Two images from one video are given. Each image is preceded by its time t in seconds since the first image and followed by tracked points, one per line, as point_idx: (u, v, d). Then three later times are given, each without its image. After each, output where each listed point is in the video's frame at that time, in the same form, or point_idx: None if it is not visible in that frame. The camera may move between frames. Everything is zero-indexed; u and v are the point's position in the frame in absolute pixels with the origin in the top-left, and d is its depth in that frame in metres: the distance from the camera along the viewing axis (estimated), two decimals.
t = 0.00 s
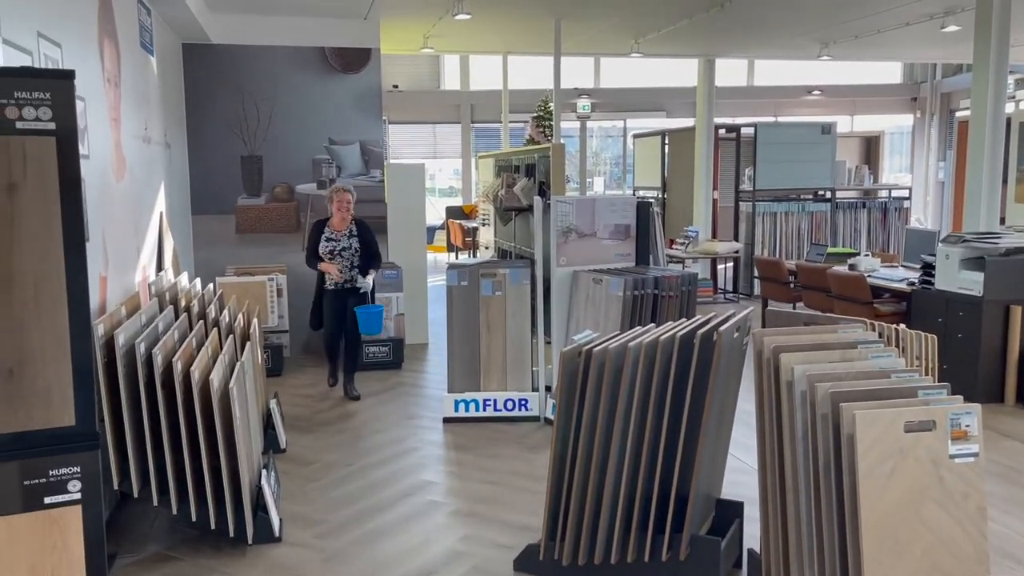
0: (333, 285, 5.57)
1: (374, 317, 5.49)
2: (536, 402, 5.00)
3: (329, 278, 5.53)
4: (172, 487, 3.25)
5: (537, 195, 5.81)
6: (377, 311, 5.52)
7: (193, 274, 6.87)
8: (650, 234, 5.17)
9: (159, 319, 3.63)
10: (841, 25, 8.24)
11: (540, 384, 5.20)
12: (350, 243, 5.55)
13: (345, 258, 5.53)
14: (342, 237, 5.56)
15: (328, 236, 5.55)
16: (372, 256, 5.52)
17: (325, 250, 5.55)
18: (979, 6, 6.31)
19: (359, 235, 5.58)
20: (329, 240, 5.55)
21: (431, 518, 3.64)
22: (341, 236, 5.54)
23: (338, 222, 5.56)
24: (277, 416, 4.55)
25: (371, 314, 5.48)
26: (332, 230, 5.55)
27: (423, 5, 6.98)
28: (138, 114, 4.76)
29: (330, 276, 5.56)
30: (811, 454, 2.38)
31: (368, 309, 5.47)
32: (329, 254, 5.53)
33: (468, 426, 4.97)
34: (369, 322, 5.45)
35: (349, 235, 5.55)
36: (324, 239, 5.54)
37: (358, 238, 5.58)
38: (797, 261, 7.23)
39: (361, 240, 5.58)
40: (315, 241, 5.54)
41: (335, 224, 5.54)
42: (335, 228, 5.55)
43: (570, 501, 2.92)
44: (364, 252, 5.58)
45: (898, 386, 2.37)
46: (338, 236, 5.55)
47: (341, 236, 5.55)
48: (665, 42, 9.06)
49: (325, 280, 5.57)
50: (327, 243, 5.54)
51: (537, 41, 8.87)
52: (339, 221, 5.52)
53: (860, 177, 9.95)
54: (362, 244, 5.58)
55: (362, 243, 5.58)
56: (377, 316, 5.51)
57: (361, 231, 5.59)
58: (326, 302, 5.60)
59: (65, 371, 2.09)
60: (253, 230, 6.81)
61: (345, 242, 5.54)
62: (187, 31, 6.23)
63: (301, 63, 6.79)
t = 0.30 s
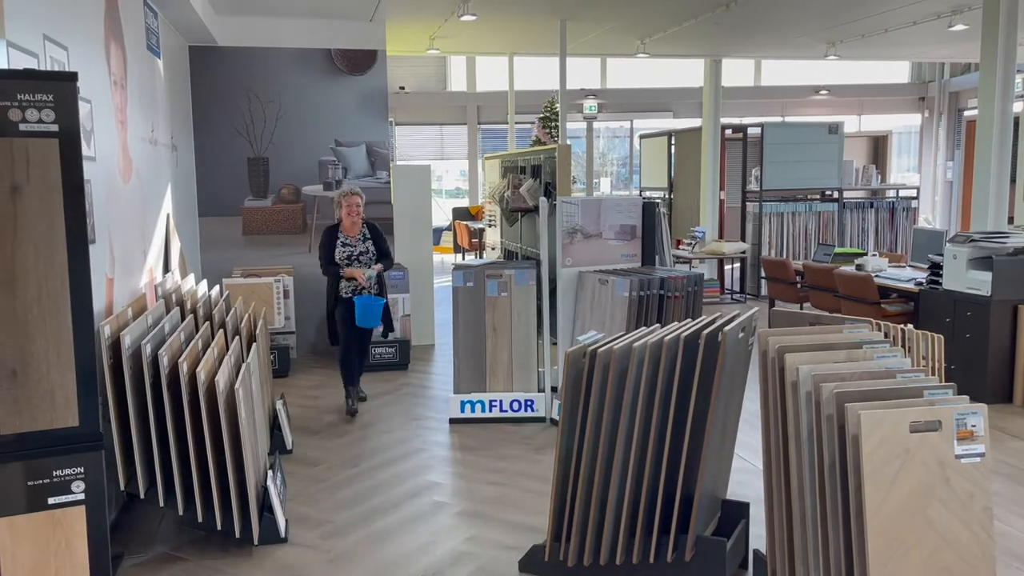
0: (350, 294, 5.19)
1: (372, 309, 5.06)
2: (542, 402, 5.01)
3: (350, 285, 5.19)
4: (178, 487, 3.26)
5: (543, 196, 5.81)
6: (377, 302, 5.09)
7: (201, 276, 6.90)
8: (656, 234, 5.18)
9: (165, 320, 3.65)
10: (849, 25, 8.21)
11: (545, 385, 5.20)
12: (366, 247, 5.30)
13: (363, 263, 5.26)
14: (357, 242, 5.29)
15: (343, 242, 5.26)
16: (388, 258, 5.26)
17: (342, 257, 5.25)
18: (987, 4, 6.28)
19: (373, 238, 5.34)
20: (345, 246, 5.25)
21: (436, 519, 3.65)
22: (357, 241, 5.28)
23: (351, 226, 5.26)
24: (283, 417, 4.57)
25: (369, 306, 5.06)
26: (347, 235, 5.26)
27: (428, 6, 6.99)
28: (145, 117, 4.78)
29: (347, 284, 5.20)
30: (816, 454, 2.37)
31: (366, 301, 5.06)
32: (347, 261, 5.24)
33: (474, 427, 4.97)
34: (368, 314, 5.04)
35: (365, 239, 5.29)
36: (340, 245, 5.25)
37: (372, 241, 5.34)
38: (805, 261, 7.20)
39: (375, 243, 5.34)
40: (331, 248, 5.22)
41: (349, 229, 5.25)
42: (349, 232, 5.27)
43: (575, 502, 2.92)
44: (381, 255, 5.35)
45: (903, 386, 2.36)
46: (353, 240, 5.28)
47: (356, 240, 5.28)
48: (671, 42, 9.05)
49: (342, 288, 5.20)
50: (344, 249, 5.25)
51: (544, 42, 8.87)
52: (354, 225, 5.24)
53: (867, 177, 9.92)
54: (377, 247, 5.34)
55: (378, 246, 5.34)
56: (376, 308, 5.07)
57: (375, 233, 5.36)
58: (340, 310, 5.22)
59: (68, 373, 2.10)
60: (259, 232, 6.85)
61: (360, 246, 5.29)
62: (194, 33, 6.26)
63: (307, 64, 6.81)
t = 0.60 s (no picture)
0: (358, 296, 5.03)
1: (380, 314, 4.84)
2: (544, 402, 5.02)
3: (358, 287, 4.99)
4: (179, 487, 3.27)
5: (545, 195, 5.81)
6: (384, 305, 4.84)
7: (203, 276, 6.90)
8: (658, 233, 5.17)
9: (166, 320, 3.65)
10: (852, 22, 8.18)
11: (548, 384, 5.20)
12: (376, 248, 5.12)
13: (372, 265, 5.09)
14: (366, 242, 5.10)
15: (353, 242, 5.06)
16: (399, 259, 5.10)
17: (351, 257, 5.06)
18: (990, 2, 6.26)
19: (382, 238, 5.17)
20: (354, 246, 5.06)
21: (438, 519, 3.64)
22: (367, 241, 5.09)
23: (360, 226, 5.08)
24: (285, 416, 4.57)
25: (377, 309, 4.82)
26: (356, 234, 5.08)
27: (431, 7, 6.99)
28: (146, 118, 4.79)
29: (355, 287, 5.02)
30: (817, 452, 2.36)
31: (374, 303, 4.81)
32: (356, 263, 5.05)
33: (476, 427, 4.97)
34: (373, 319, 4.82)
35: (375, 240, 5.12)
36: (349, 246, 5.05)
37: (382, 242, 5.16)
38: (807, 260, 7.19)
39: (385, 244, 5.17)
40: (340, 249, 5.03)
41: (358, 229, 5.07)
42: (359, 232, 5.09)
43: (577, 501, 2.92)
44: (390, 257, 5.17)
45: (905, 385, 2.35)
46: (363, 241, 5.09)
47: (365, 241, 5.10)
48: (673, 41, 9.03)
49: (350, 291, 5.02)
50: (353, 250, 5.05)
51: (545, 41, 8.87)
52: (363, 224, 5.07)
53: (870, 175, 9.90)
54: (387, 249, 5.17)
55: (387, 247, 5.17)
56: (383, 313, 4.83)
57: (384, 233, 5.18)
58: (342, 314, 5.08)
59: (65, 373, 2.10)
60: (261, 232, 6.86)
61: (370, 247, 5.10)
62: (195, 34, 6.27)
63: (308, 64, 6.82)
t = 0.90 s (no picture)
0: (374, 302, 4.84)
1: (409, 316, 4.53)
2: (544, 401, 5.01)
3: (374, 292, 4.82)
4: (179, 487, 3.26)
5: (543, 194, 5.81)
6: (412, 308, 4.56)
7: (202, 277, 6.90)
8: (657, 232, 5.17)
9: (166, 321, 3.65)
10: (851, 20, 8.18)
11: (547, 383, 5.20)
12: (396, 252, 4.95)
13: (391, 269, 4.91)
14: (386, 246, 4.93)
15: (372, 246, 4.90)
16: (418, 264, 4.91)
17: (370, 260, 4.89)
18: None
19: (403, 243, 5.00)
20: (373, 249, 4.90)
21: (438, 518, 3.64)
22: (386, 245, 4.92)
23: (380, 229, 4.91)
24: (285, 416, 4.57)
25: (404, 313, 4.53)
26: (375, 237, 4.91)
27: (429, 6, 6.98)
28: (145, 118, 4.80)
29: (371, 292, 4.84)
30: (817, 450, 2.36)
31: (401, 305, 4.52)
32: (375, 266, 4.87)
33: (476, 426, 4.97)
34: (404, 321, 4.51)
35: (395, 244, 4.95)
36: (368, 250, 4.88)
37: (403, 247, 4.99)
38: (807, 258, 7.19)
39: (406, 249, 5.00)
40: (358, 251, 4.87)
41: (378, 232, 4.90)
42: (379, 235, 4.92)
43: (576, 500, 2.91)
44: (410, 263, 4.99)
45: (904, 382, 2.35)
46: (383, 245, 4.92)
47: (385, 244, 4.93)
48: (672, 39, 9.02)
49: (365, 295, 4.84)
50: (372, 253, 4.89)
51: (543, 40, 8.87)
52: (384, 227, 4.90)
53: (869, 173, 9.90)
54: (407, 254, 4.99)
55: (407, 252, 5.00)
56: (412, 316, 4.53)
57: (405, 238, 5.01)
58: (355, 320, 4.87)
59: (63, 372, 2.10)
60: (260, 232, 6.85)
61: (390, 251, 4.93)
62: (193, 33, 6.26)
63: (306, 64, 6.81)
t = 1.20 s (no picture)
0: (394, 304, 4.54)
1: (433, 314, 4.37)
2: (541, 399, 5.00)
3: (395, 293, 4.52)
4: (175, 487, 3.25)
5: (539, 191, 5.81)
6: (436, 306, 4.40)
7: (198, 276, 6.88)
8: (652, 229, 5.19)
9: (161, 320, 3.64)
10: (846, 17, 8.18)
11: (544, 381, 5.20)
12: (418, 251, 4.62)
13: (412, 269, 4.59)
14: (407, 245, 4.61)
15: (391, 245, 4.57)
16: (441, 263, 4.59)
17: (389, 260, 4.57)
18: None
19: (425, 240, 4.67)
20: (393, 248, 4.57)
21: (436, 517, 3.63)
22: (407, 244, 4.60)
23: (400, 226, 4.58)
24: (281, 416, 4.56)
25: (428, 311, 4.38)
26: (395, 236, 4.59)
27: (424, 4, 6.97)
28: (139, 117, 4.78)
29: (392, 294, 4.53)
30: (814, 447, 2.36)
31: (423, 303, 4.35)
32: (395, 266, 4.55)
33: (473, 425, 4.96)
34: (428, 320, 4.35)
35: (416, 242, 4.62)
36: (388, 249, 4.56)
37: (424, 244, 4.66)
38: (802, 255, 7.20)
39: (428, 247, 4.67)
40: (377, 251, 4.54)
41: (398, 230, 4.57)
42: (399, 234, 4.60)
43: (573, 499, 2.91)
44: (431, 260, 4.67)
45: (901, 378, 2.35)
46: (403, 244, 4.60)
47: (406, 243, 4.60)
48: (667, 36, 9.02)
49: (385, 296, 4.54)
50: (392, 253, 4.56)
51: (539, 38, 8.86)
52: (404, 225, 4.57)
53: (864, 170, 9.92)
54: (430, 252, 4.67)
55: (429, 251, 4.68)
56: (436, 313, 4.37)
57: (427, 235, 4.68)
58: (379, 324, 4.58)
59: (57, 372, 2.09)
60: (254, 231, 6.82)
61: (411, 250, 4.60)
62: (188, 32, 6.24)
63: (300, 62, 6.79)
